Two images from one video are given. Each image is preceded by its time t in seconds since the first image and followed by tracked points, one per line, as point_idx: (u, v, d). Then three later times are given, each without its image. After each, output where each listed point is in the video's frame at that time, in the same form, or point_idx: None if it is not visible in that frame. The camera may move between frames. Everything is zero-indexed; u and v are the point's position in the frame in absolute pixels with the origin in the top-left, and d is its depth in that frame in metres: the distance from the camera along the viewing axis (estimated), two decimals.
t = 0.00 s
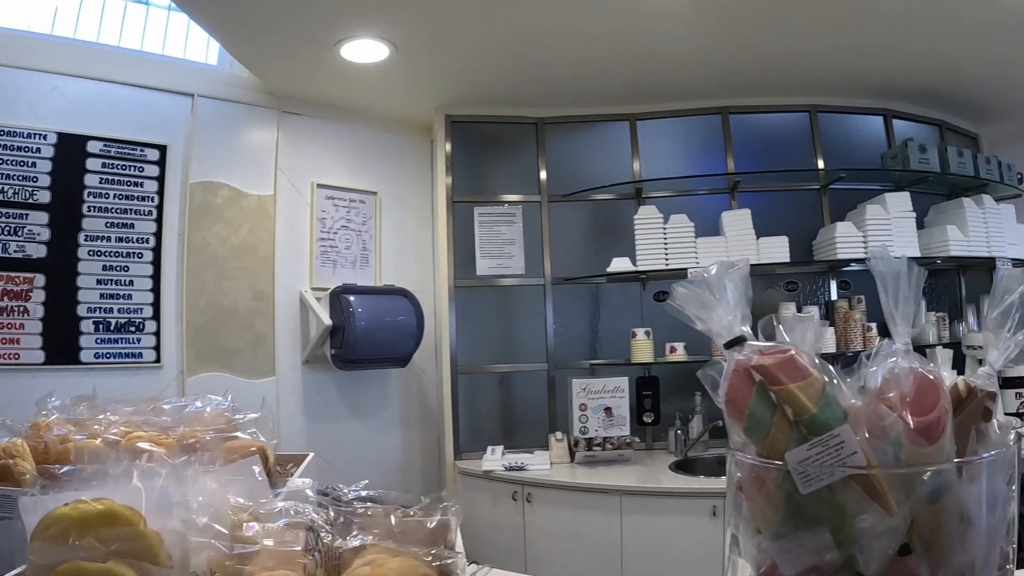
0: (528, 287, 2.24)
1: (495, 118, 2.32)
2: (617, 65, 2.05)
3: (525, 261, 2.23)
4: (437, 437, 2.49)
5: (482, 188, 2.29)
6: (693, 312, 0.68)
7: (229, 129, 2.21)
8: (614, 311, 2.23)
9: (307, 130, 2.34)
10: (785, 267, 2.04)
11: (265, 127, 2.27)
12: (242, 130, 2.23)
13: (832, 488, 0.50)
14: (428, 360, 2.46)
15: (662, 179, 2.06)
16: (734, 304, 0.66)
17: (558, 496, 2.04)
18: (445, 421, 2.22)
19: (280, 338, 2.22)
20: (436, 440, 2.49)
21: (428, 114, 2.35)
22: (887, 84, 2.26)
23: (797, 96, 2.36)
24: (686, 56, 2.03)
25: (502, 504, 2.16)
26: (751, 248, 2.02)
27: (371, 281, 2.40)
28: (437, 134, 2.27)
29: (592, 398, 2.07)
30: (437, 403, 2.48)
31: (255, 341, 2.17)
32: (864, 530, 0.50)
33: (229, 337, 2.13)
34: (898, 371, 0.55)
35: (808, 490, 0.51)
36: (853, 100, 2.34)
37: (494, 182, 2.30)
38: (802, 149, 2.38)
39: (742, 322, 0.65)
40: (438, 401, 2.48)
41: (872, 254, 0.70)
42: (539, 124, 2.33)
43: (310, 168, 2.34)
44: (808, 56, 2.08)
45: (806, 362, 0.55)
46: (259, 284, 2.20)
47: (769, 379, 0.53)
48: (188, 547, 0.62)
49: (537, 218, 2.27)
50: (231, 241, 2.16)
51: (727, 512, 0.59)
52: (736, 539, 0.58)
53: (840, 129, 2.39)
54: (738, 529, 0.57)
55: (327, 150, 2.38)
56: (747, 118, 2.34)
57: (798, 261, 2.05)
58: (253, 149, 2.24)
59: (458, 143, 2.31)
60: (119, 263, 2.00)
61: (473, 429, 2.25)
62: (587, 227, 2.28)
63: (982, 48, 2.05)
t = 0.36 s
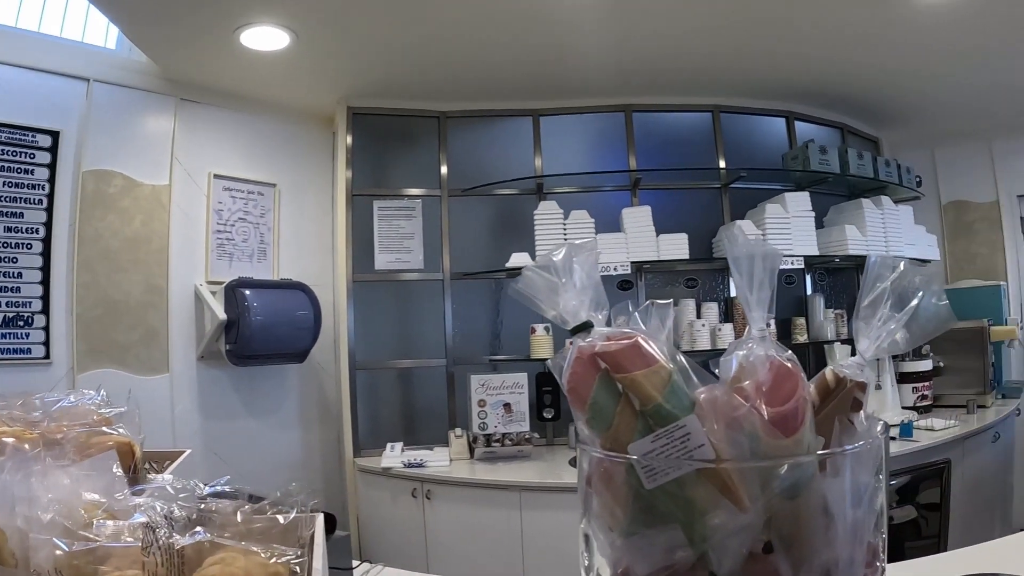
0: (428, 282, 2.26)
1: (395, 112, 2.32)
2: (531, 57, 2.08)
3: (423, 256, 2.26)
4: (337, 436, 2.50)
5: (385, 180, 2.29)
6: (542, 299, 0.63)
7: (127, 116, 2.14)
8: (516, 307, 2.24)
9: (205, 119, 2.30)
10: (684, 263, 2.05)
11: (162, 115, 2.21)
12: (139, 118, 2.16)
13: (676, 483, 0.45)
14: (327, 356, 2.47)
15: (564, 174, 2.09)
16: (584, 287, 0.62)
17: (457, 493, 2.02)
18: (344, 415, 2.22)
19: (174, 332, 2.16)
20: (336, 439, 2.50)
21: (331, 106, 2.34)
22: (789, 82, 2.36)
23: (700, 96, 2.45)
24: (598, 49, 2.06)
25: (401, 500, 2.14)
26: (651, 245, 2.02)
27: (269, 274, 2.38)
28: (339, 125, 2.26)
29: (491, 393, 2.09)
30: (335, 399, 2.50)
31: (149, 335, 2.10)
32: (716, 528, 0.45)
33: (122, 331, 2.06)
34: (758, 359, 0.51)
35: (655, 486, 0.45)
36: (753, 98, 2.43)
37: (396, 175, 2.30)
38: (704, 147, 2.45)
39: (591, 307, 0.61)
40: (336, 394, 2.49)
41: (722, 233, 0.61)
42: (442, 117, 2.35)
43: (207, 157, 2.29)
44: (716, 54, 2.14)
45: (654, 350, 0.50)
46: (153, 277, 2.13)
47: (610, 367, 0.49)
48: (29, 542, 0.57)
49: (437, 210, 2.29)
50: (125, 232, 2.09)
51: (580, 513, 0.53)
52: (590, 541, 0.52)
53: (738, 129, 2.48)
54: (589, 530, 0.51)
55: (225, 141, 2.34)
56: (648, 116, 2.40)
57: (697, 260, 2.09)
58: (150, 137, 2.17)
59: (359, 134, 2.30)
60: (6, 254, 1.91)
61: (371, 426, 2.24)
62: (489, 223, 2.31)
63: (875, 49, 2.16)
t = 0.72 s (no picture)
0: (329, 276, 2.35)
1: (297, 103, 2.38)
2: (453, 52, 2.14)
3: (324, 250, 2.35)
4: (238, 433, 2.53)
5: (286, 171, 2.36)
6: (420, 283, 0.66)
7: (20, 101, 2.05)
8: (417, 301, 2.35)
9: (100, 105, 2.24)
10: (586, 257, 2.10)
11: (58, 100, 2.14)
12: (31, 103, 2.08)
13: (554, 469, 0.46)
14: (225, 351, 2.51)
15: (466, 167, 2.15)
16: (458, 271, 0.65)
17: (361, 491, 2.06)
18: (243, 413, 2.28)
19: (66, 328, 2.11)
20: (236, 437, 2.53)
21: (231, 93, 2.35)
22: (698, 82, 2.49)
23: (607, 92, 2.56)
24: (518, 46, 2.13)
25: (303, 498, 2.19)
26: (554, 239, 2.07)
27: (165, 266, 2.36)
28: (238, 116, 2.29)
29: (391, 389, 2.17)
30: (234, 394, 2.52)
31: (41, 332, 2.05)
32: (599, 517, 0.45)
33: (12, 326, 1.99)
34: (637, 343, 0.53)
35: (529, 473, 0.46)
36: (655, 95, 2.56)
37: (295, 167, 2.38)
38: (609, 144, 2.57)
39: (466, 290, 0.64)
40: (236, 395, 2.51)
41: (604, 217, 0.66)
42: (344, 109, 2.42)
43: (102, 145, 2.24)
44: (635, 55, 2.23)
45: (530, 333, 0.51)
46: (45, 270, 2.07)
47: (485, 349, 0.49)
48: None
49: (338, 202, 2.37)
50: (14, 223, 2.02)
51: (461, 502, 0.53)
52: (476, 529, 0.52)
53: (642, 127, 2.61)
54: (474, 520, 0.51)
55: (122, 128, 2.30)
56: (552, 111, 2.51)
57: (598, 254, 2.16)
58: (42, 121, 2.10)
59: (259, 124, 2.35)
60: None
61: (272, 424, 2.31)
62: (391, 217, 2.41)
63: (781, 54, 2.30)
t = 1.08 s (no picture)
0: (220, 267, 2.73)
1: (187, 85, 2.71)
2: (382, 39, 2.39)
3: (214, 241, 2.72)
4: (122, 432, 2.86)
5: (174, 158, 2.70)
6: (270, 240, 0.70)
7: None
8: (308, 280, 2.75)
9: None
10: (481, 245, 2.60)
11: None
12: None
13: (407, 441, 0.56)
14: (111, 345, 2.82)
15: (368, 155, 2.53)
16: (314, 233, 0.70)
17: (247, 488, 2.10)
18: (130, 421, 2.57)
19: None
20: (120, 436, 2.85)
21: (121, 71, 2.63)
22: (599, 75, 2.82)
23: (483, 85, 2.97)
24: (442, 36, 2.38)
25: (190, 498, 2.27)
26: (448, 231, 2.54)
27: (48, 252, 2.55)
28: (130, 95, 2.59)
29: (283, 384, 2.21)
30: (117, 384, 2.82)
31: None
32: (462, 499, 0.55)
33: None
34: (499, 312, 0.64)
35: (381, 449, 0.56)
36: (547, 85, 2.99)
37: (186, 152, 2.72)
38: (502, 136, 2.98)
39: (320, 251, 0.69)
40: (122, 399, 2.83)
41: (469, 177, 0.70)
42: (239, 92, 2.77)
43: None
44: (551, 47, 2.51)
45: (379, 291, 0.62)
46: None
47: (342, 313, 0.59)
48: None
49: (229, 186, 2.74)
50: None
51: (318, 486, 0.62)
52: (337, 521, 0.61)
53: (534, 120, 3.05)
54: (331, 504, 0.61)
55: (8, 111, 2.47)
56: (449, 102, 2.90)
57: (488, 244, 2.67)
58: None
59: (149, 104, 2.66)
60: None
61: (158, 424, 2.62)
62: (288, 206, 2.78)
63: (672, 59, 2.64)
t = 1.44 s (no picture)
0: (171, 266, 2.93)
1: (135, 81, 2.92)
2: (340, 28, 2.55)
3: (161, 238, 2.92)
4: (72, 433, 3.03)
5: (121, 155, 2.90)
6: (138, 250, 0.69)
7: None
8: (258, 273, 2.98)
9: None
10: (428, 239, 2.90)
11: None
12: None
13: (258, 450, 0.56)
14: (59, 348, 2.98)
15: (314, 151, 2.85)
16: (184, 242, 0.70)
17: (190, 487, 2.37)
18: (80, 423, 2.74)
19: None
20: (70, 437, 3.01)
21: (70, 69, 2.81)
22: (542, 63, 3.06)
23: (418, 79, 3.22)
24: (401, 26, 2.56)
25: (142, 497, 2.52)
26: (395, 225, 2.82)
27: None
28: (76, 93, 2.79)
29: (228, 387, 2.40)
30: (65, 382, 2.98)
31: None
32: (312, 507, 0.55)
33: None
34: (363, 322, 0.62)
35: (231, 457, 0.56)
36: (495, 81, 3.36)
37: (133, 148, 2.93)
38: (453, 132, 3.31)
39: (196, 261, 0.70)
40: (71, 402, 3.01)
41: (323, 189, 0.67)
42: (185, 87, 2.99)
43: None
44: (501, 33, 2.66)
45: (236, 301, 0.60)
46: None
47: (196, 324, 0.58)
48: None
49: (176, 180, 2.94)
50: None
51: (186, 494, 0.62)
52: (204, 528, 0.61)
53: (482, 116, 3.39)
54: (200, 510, 0.61)
55: None
56: (394, 97, 3.18)
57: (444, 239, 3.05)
58: None
59: (94, 98, 2.87)
60: None
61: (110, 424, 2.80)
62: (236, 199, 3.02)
63: (617, 42, 2.81)
